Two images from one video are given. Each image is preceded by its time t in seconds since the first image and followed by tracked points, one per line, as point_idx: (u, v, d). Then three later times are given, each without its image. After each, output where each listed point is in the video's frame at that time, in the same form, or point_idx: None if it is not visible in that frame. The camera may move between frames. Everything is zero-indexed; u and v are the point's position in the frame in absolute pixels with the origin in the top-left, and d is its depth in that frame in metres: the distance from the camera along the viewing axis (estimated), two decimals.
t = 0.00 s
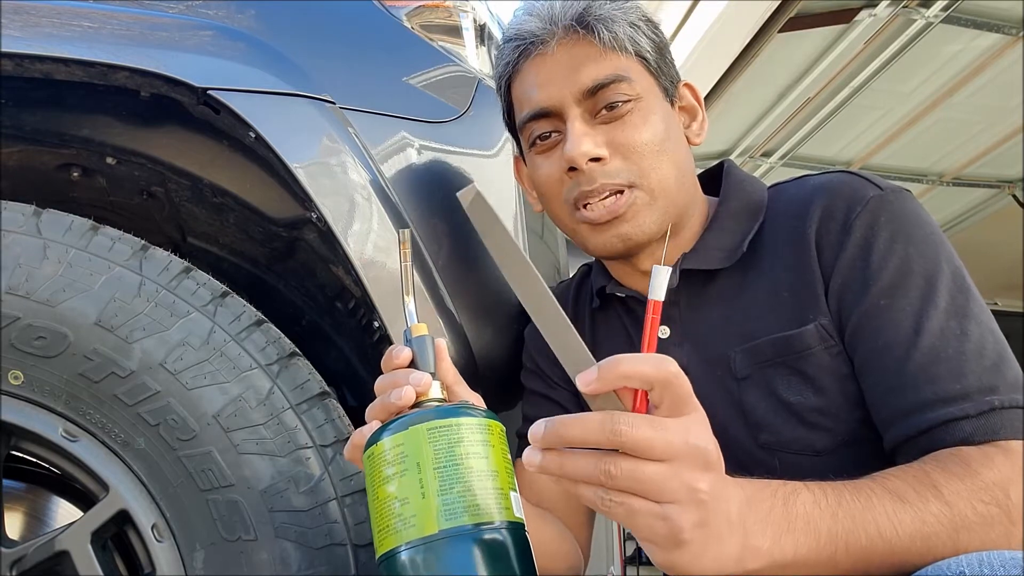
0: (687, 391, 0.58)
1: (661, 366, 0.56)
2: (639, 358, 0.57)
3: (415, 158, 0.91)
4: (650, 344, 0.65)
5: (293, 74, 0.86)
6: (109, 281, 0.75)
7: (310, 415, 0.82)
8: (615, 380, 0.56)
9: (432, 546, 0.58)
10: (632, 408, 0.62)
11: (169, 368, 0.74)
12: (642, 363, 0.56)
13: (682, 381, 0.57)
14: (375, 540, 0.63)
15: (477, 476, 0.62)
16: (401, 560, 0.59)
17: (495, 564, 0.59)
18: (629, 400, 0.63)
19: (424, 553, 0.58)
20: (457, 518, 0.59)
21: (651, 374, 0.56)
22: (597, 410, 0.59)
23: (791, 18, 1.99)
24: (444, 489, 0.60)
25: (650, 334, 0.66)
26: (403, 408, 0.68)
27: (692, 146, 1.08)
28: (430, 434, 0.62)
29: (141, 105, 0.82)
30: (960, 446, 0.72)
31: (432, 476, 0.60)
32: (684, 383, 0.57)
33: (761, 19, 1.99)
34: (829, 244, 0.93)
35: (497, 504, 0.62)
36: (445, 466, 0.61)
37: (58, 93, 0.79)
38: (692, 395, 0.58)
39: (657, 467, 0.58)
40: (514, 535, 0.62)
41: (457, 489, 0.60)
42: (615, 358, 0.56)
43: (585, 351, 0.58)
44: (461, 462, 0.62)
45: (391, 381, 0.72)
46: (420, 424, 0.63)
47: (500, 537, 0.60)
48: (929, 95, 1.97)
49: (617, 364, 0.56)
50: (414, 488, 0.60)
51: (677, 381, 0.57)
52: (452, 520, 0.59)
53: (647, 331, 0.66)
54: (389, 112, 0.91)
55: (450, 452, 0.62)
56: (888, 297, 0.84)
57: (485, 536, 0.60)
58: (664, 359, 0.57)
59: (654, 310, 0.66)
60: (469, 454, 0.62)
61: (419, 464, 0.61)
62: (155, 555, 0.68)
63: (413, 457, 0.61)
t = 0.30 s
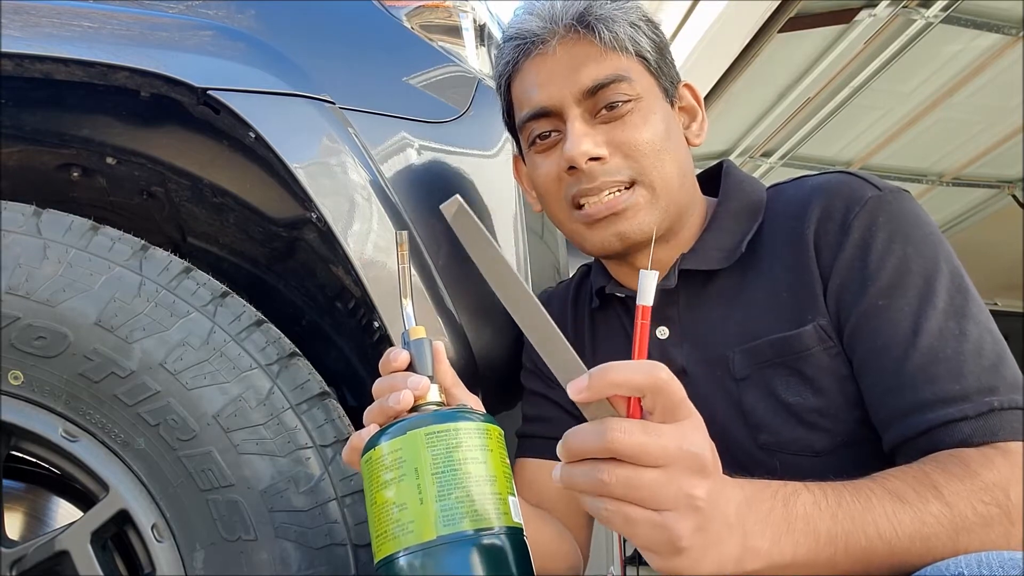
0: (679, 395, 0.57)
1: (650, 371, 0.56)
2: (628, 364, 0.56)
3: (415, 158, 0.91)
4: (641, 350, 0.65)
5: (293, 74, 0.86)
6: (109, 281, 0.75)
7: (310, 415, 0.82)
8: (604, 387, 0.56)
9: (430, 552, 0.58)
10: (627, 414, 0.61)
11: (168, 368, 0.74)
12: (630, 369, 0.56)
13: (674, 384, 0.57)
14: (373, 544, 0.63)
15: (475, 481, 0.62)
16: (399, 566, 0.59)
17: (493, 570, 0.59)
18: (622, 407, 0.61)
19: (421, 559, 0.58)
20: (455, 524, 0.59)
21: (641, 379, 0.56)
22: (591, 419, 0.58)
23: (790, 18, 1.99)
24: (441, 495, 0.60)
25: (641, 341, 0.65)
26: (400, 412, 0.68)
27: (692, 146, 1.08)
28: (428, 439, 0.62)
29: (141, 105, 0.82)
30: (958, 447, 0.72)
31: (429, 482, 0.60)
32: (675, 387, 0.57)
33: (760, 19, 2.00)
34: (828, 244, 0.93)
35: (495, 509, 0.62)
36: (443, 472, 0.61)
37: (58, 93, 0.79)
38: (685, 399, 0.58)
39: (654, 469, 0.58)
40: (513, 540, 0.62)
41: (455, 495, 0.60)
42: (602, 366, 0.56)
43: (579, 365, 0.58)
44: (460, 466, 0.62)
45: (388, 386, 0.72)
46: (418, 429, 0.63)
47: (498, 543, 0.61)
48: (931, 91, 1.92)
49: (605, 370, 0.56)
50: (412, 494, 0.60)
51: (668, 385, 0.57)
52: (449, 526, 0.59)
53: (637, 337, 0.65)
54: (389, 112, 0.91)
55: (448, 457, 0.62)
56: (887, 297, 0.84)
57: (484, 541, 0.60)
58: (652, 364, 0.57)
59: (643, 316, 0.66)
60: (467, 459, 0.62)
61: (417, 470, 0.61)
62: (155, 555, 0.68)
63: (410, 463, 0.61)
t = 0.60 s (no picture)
0: (655, 364, 0.56)
1: (619, 347, 0.56)
2: (596, 344, 0.57)
3: (415, 158, 0.91)
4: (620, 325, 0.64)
5: (293, 74, 0.87)
6: (109, 281, 0.75)
7: (310, 415, 0.82)
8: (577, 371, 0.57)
9: (426, 559, 0.58)
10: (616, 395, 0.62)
11: (169, 368, 0.74)
12: (599, 349, 0.56)
13: (650, 358, 0.56)
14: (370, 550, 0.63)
15: (471, 487, 0.62)
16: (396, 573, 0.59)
17: None
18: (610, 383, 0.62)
19: (418, 567, 0.58)
20: (452, 531, 0.59)
21: (610, 359, 0.56)
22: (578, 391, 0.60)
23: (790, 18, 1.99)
24: (438, 502, 0.60)
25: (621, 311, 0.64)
26: (397, 417, 0.68)
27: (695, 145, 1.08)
28: (425, 446, 0.62)
29: (141, 105, 0.82)
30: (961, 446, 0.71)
31: (426, 488, 0.60)
32: (650, 356, 0.56)
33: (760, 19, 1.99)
34: (829, 244, 0.93)
35: (492, 516, 0.62)
36: (440, 478, 0.61)
37: (58, 93, 0.79)
38: (666, 370, 0.57)
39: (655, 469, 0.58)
40: (510, 546, 0.62)
41: (451, 502, 0.60)
42: (571, 348, 0.57)
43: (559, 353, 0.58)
44: (456, 472, 0.61)
45: (383, 389, 0.73)
46: (415, 435, 0.63)
47: (495, 550, 0.60)
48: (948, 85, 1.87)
49: (574, 353, 0.57)
50: (408, 500, 0.60)
51: (638, 359, 0.56)
52: (446, 533, 0.59)
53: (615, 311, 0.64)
54: (389, 112, 0.91)
55: (444, 463, 0.62)
56: (887, 298, 0.84)
57: (481, 546, 0.60)
58: (620, 341, 0.57)
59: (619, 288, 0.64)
60: (464, 465, 0.62)
61: (414, 476, 0.61)
62: (155, 555, 0.68)
63: (407, 469, 0.61)
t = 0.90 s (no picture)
0: (624, 347, 0.53)
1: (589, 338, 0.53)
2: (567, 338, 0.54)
3: (415, 158, 0.91)
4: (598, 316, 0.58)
5: (294, 74, 0.87)
6: (109, 281, 0.75)
7: (310, 415, 0.82)
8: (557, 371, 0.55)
9: (424, 565, 0.58)
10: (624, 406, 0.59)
11: (169, 368, 0.74)
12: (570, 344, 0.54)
13: (623, 343, 0.53)
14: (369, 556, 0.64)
15: (468, 491, 0.62)
16: None
17: None
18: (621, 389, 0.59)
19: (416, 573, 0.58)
20: (449, 537, 0.59)
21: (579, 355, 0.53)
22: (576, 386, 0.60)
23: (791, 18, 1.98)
24: (435, 507, 0.60)
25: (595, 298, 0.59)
26: (392, 423, 0.68)
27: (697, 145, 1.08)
28: (420, 451, 0.62)
29: (141, 105, 0.82)
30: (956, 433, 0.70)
31: (422, 494, 0.60)
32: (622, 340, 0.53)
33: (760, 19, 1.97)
34: (830, 244, 0.94)
35: (489, 520, 0.61)
36: (436, 483, 0.61)
37: (58, 93, 0.79)
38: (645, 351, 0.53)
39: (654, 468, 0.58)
40: (509, 549, 0.62)
41: (448, 507, 0.60)
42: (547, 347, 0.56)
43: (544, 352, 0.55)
44: (453, 478, 0.61)
45: (377, 394, 0.73)
46: (410, 441, 0.63)
47: (493, 554, 0.60)
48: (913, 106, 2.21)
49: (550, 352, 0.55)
50: (405, 506, 0.60)
51: (604, 345, 0.53)
52: (443, 539, 0.59)
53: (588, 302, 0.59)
54: (389, 112, 0.91)
55: (441, 469, 0.62)
56: (884, 292, 0.84)
57: (481, 551, 0.60)
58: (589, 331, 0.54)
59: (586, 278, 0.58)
60: (460, 470, 0.62)
61: (410, 482, 0.61)
62: (156, 555, 0.68)
63: (403, 475, 0.61)
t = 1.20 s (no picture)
0: (642, 324, 0.48)
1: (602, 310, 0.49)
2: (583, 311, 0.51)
3: (415, 157, 0.91)
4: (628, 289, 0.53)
5: (293, 74, 0.86)
6: (108, 281, 0.75)
7: (310, 415, 0.81)
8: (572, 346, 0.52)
9: None
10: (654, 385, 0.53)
11: (167, 368, 0.74)
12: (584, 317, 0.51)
13: (639, 318, 0.48)
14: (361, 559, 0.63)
15: (464, 503, 0.61)
16: None
17: None
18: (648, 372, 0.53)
19: None
20: (445, 549, 0.59)
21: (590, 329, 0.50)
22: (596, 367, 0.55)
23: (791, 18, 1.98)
24: (431, 520, 0.60)
25: (624, 271, 0.54)
26: (388, 432, 0.68)
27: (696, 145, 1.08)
28: (415, 463, 0.62)
29: (140, 104, 0.82)
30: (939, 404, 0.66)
31: (418, 506, 0.60)
32: (638, 314, 0.48)
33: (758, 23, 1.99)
34: (831, 243, 0.93)
35: (486, 531, 0.61)
36: (431, 495, 0.61)
37: (57, 93, 0.79)
38: (666, 331, 0.47)
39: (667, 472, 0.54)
40: (507, 561, 0.61)
41: (444, 520, 0.60)
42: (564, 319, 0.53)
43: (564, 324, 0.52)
44: (450, 489, 0.61)
45: (372, 401, 0.73)
46: (405, 452, 0.63)
47: (490, 565, 0.60)
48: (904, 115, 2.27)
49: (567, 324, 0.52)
50: (401, 519, 0.60)
51: (615, 322, 0.48)
52: (439, 552, 0.59)
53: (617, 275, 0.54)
54: (390, 112, 0.90)
55: (437, 480, 0.61)
56: (877, 281, 0.83)
57: (478, 564, 0.59)
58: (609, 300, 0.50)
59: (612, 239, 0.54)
60: (455, 481, 0.62)
61: (405, 494, 0.61)
62: (155, 556, 0.68)
63: (398, 487, 0.61)
